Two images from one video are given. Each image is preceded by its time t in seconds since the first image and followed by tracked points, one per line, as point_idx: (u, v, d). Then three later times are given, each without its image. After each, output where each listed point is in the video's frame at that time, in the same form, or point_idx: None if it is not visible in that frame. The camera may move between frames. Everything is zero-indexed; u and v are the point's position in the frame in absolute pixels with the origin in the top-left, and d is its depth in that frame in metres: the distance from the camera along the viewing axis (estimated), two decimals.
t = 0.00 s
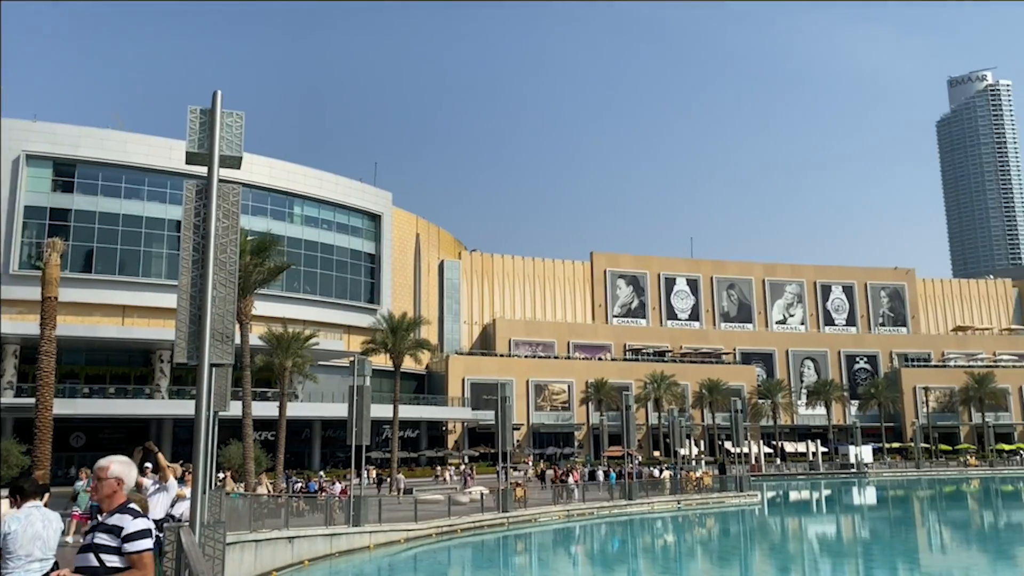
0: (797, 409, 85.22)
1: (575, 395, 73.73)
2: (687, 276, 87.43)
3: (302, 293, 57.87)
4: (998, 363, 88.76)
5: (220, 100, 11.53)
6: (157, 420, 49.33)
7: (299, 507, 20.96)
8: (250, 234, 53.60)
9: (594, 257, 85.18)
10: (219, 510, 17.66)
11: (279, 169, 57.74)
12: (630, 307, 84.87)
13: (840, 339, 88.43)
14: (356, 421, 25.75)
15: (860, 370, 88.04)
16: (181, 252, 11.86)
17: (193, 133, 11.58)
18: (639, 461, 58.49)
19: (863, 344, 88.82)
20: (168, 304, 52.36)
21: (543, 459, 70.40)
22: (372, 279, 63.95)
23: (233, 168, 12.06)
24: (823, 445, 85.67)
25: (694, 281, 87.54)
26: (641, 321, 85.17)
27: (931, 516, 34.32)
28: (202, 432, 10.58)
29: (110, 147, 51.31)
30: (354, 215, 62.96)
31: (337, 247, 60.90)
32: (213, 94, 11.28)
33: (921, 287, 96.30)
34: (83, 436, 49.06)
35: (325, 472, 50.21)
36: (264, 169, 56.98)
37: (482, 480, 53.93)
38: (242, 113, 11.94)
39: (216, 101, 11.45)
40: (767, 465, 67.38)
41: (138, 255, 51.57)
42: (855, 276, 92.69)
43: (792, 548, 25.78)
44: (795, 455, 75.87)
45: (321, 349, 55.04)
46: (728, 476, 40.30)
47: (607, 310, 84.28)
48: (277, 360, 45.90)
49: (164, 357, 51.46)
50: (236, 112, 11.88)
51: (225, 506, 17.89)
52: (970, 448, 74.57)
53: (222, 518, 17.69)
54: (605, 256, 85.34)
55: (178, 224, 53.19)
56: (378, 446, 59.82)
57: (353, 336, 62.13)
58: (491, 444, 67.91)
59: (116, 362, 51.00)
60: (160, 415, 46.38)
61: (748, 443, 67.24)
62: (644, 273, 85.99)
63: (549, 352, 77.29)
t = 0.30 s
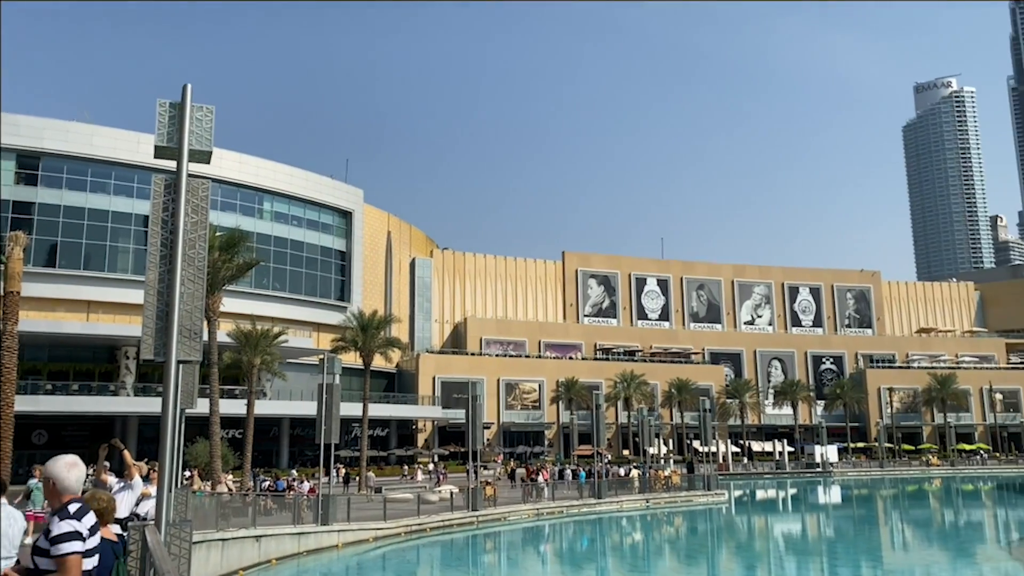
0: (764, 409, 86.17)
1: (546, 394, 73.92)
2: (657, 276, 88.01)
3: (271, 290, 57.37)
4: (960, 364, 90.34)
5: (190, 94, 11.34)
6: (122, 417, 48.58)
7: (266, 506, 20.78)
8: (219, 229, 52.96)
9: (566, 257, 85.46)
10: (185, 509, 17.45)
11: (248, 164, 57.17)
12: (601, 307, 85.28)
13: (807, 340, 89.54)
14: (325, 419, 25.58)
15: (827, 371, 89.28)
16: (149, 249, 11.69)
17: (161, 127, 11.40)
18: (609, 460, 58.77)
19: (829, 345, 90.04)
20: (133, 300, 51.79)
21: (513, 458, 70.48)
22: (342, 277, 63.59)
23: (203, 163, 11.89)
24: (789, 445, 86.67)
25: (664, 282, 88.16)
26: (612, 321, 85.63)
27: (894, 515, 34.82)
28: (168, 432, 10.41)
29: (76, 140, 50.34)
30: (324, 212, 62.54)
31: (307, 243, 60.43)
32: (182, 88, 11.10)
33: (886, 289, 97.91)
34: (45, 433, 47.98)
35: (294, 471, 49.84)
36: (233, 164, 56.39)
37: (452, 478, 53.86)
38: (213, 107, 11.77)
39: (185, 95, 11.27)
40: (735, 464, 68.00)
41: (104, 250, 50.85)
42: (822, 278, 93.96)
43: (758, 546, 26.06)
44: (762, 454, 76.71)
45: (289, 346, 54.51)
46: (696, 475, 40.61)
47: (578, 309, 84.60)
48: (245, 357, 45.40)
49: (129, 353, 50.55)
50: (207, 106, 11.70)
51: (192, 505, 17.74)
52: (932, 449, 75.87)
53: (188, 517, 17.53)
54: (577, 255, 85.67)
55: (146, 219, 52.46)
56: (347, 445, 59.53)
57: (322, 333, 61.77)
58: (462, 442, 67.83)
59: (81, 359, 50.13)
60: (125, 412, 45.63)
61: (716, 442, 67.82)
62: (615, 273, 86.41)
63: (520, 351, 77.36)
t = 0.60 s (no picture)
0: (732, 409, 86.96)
1: (517, 393, 73.99)
2: (628, 277, 88.49)
3: (240, 287, 56.77)
4: (924, 366, 91.86)
5: (159, 88, 11.23)
6: (86, 416, 47.76)
7: (233, 505, 20.56)
8: (188, 225, 52.29)
9: (538, 257, 85.64)
10: (151, 507, 17.27)
11: (218, 160, 56.54)
12: (572, 307, 85.58)
13: (774, 341, 90.50)
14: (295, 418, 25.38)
15: (793, 372, 90.38)
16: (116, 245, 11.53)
17: (130, 121, 11.27)
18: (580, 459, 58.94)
19: (796, 346, 91.14)
20: (99, 297, 50.86)
21: (483, 457, 70.42)
22: (312, 275, 63.08)
23: (172, 159, 11.77)
24: (756, 444, 87.57)
25: (635, 282, 88.66)
26: (583, 321, 85.96)
27: (858, 515, 35.26)
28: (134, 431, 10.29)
29: (41, 133, 49.47)
30: (294, 209, 62.06)
31: (277, 241, 59.90)
32: (152, 81, 10.99)
33: (853, 292, 99.41)
34: (7, 432, 47.29)
35: (263, 470, 49.41)
36: (202, 160, 55.71)
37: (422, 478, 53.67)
38: (182, 101, 11.66)
39: (154, 89, 11.15)
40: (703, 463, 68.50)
41: (69, 245, 49.91)
42: (790, 280, 95.06)
43: (725, 545, 26.34)
44: (730, 454, 77.40)
45: (258, 345, 53.98)
46: (665, 475, 40.86)
47: (550, 309, 84.86)
48: (213, 356, 44.86)
49: (94, 351, 49.78)
50: (176, 100, 11.60)
51: (158, 504, 17.54)
52: (896, 449, 77.09)
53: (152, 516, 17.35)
54: (548, 255, 85.91)
55: (112, 214, 51.64)
56: (316, 444, 59.15)
57: (292, 332, 61.27)
58: (432, 442, 67.64)
59: (44, 356, 49.28)
60: (90, 410, 44.99)
61: (685, 442, 68.29)
62: (586, 273, 86.74)
63: (492, 350, 77.34)
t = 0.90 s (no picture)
0: (702, 410, 87.69)
1: (488, 394, 73.97)
2: (600, 278, 88.88)
3: (208, 286, 56.10)
4: (889, 368, 93.27)
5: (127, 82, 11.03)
6: (49, 415, 47.01)
7: (199, 506, 20.27)
8: (155, 223, 51.56)
9: (510, 257, 85.76)
10: (113, 509, 16.98)
11: (186, 157, 55.84)
12: (544, 308, 85.80)
13: (743, 343, 91.37)
14: (264, 419, 25.07)
15: (761, 373, 91.33)
16: (81, 242, 11.33)
17: (97, 117, 11.06)
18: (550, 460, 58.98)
19: (764, 348, 92.16)
20: (63, 295, 49.93)
21: (454, 458, 70.25)
22: (282, 274, 62.49)
23: (140, 155, 11.57)
24: (724, 445, 88.34)
25: (607, 284, 89.05)
26: (555, 322, 86.19)
27: (825, 515, 35.68)
28: (99, 432, 10.10)
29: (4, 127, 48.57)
30: (264, 208, 61.46)
31: (246, 239, 59.27)
32: (120, 76, 10.79)
33: (820, 295, 100.77)
34: None
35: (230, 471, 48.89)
36: (170, 157, 54.99)
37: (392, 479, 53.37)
38: (151, 97, 11.47)
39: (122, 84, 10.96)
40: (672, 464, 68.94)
41: (32, 242, 48.92)
42: (759, 283, 96.13)
43: (694, 545, 26.60)
44: (699, 455, 78.01)
45: (226, 345, 53.36)
46: (635, 475, 41.07)
47: (522, 310, 85.03)
48: (180, 355, 44.29)
49: (58, 350, 48.91)
50: (145, 96, 11.40)
51: (122, 505, 17.27)
52: (861, 449, 78.18)
53: (116, 518, 17.06)
54: (521, 256, 86.06)
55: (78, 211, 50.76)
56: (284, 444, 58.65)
57: (260, 331, 60.65)
58: (402, 442, 67.38)
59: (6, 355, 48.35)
60: (54, 410, 44.19)
61: (654, 443, 68.67)
62: (558, 274, 86.98)
63: (463, 351, 77.22)
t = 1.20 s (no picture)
0: (672, 412, 88.34)
1: (460, 396, 73.87)
2: (572, 281, 89.26)
3: (176, 286, 55.42)
4: (855, 371, 94.61)
5: (94, 80, 10.86)
6: (12, 417, 46.17)
7: (166, 509, 20.01)
8: (122, 222, 50.84)
9: (482, 259, 85.78)
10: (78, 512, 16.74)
11: (155, 155, 55.16)
12: (516, 310, 85.94)
13: (713, 346, 92.20)
14: (232, 421, 24.78)
15: (730, 375, 92.17)
16: (47, 240, 11.17)
17: (64, 113, 10.88)
18: (522, 462, 58.98)
19: (733, 351, 93.03)
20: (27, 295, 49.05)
21: (425, 460, 70.02)
22: (252, 275, 61.88)
23: (107, 152, 11.40)
24: (694, 446, 89.02)
25: (578, 286, 89.41)
26: (527, 324, 86.33)
27: (792, 516, 36.09)
28: (64, 431, 9.98)
29: None
30: (234, 207, 60.86)
31: (215, 239, 58.63)
32: (87, 73, 10.63)
33: (789, 298, 101.99)
34: None
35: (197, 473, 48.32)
36: (138, 155, 54.28)
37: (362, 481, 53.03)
38: (120, 94, 11.31)
39: (88, 81, 10.79)
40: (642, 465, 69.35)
41: None
42: (729, 286, 97.09)
43: (664, 546, 26.87)
44: (669, 456, 78.56)
45: (194, 345, 52.70)
46: (606, 476, 41.26)
47: (494, 312, 85.09)
48: (147, 356, 43.67)
49: (21, 350, 47.84)
50: (113, 94, 11.24)
51: (86, 508, 17.06)
52: (828, 451, 79.20)
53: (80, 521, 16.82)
54: (493, 258, 86.14)
55: (42, 209, 49.86)
56: (253, 446, 58.10)
57: (229, 332, 59.97)
58: (372, 444, 67.04)
59: None
60: (15, 411, 43.40)
61: (625, 445, 69.03)
62: (531, 276, 87.15)
63: (435, 353, 77.03)
